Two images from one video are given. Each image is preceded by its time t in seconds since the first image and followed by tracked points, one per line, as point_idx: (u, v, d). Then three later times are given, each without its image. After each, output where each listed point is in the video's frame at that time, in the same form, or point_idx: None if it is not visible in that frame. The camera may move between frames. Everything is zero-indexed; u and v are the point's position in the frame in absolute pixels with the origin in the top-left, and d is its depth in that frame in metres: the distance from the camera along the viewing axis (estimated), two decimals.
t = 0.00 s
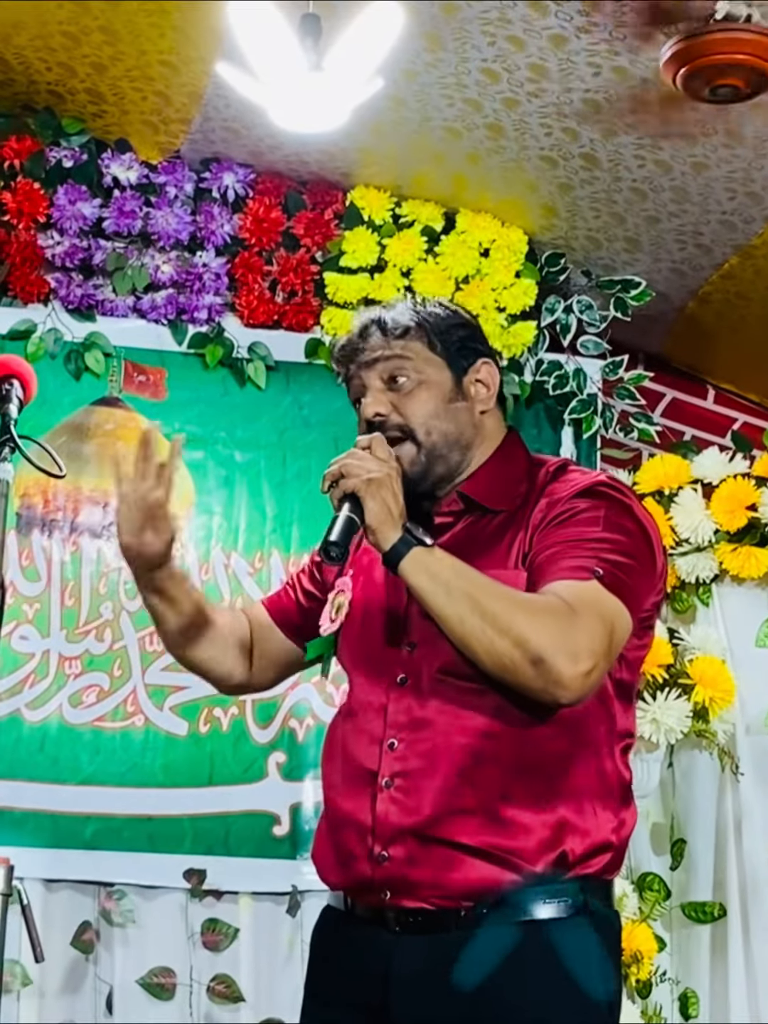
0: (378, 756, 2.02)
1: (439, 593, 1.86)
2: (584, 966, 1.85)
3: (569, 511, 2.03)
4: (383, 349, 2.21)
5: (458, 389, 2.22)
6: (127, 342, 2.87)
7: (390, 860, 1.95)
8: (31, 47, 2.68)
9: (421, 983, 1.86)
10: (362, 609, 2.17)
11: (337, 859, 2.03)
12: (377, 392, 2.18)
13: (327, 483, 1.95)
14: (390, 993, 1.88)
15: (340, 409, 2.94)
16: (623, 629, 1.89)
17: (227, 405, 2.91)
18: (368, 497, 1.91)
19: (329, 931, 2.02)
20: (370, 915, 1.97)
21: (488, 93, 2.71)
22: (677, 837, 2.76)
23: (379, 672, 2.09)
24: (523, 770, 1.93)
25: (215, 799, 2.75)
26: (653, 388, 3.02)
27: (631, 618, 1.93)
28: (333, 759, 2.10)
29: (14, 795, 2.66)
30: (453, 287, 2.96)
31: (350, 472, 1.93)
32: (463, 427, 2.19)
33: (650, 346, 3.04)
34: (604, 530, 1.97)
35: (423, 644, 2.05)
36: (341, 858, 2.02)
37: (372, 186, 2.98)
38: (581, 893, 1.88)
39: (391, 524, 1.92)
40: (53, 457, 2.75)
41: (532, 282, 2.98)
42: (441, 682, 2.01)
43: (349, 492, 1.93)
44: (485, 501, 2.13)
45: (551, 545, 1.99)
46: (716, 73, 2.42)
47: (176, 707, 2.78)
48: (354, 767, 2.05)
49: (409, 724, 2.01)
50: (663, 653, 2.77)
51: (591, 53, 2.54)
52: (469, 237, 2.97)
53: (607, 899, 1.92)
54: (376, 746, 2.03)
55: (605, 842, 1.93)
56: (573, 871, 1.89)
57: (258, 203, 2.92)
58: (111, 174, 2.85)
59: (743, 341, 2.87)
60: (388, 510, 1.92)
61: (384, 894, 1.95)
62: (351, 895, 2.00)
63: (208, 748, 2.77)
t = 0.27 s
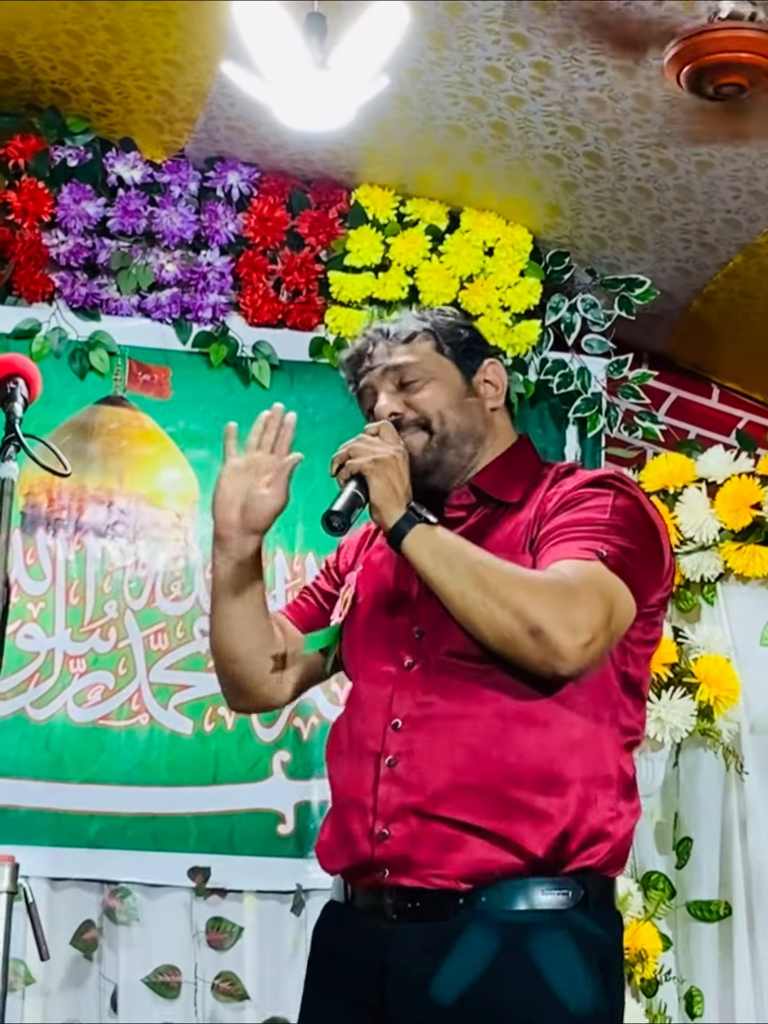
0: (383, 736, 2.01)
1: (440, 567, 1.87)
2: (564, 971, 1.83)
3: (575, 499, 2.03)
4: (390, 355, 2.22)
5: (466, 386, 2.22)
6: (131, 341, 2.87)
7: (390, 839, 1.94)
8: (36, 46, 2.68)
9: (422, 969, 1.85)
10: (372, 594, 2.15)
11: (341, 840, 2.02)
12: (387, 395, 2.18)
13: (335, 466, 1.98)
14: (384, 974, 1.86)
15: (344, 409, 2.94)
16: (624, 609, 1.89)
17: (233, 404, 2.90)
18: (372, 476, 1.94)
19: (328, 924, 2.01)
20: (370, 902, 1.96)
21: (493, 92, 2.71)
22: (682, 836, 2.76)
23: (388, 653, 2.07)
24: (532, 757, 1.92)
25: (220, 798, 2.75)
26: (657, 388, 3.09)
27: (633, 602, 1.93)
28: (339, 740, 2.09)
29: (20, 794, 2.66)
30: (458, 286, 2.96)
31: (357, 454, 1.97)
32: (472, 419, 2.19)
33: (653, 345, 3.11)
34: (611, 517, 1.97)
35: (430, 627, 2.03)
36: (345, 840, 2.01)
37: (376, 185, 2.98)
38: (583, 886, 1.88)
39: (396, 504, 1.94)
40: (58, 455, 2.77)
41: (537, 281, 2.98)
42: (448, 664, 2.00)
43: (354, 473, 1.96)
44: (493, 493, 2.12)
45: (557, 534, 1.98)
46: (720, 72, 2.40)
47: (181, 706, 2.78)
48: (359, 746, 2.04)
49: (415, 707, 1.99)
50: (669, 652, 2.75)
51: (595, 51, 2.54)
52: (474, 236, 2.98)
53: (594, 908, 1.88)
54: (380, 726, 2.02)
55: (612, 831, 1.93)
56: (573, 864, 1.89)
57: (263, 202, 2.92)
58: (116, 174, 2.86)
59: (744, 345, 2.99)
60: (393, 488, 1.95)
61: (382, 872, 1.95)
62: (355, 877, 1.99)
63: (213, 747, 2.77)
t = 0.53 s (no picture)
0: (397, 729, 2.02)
1: (448, 558, 1.90)
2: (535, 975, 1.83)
3: (588, 494, 2.04)
4: (413, 358, 2.26)
5: (484, 394, 2.26)
6: (138, 338, 2.87)
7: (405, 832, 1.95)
8: (43, 43, 2.68)
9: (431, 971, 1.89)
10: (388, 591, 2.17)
11: (358, 835, 2.03)
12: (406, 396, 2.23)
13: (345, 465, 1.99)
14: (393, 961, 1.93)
15: (350, 405, 2.96)
16: (635, 598, 1.90)
17: (239, 402, 2.91)
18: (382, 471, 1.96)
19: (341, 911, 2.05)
20: (386, 897, 1.98)
21: (500, 88, 2.70)
22: (690, 832, 2.76)
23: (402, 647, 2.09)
24: (543, 750, 1.93)
25: (227, 794, 2.76)
26: (664, 384, 3.17)
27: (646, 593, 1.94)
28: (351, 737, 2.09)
29: (28, 790, 2.67)
30: (464, 283, 2.95)
31: (366, 450, 1.99)
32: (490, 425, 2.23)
33: (661, 341, 3.17)
34: (620, 512, 1.99)
35: (442, 621, 2.06)
36: (360, 834, 2.03)
37: (383, 182, 2.99)
38: (598, 883, 1.88)
39: (405, 499, 1.96)
40: (66, 452, 2.76)
41: (543, 277, 2.98)
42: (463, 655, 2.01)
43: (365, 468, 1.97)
44: (503, 492, 2.16)
45: (566, 528, 2.00)
46: (728, 67, 2.41)
47: (188, 702, 2.78)
48: (373, 743, 2.04)
49: (426, 698, 2.01)
50: (675, 648, 2.76)
51: (603, 47, 2.54)
52: (480, 233, 2.98)
53: (531, 937, 1.84)
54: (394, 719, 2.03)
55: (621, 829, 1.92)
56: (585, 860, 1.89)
57: (269, 199, 2.92)
58: (123, 170, 2.85)
59: (748, 343, 3.11)
60: (402, 485, 1.97)
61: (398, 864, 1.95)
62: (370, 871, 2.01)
63: (220, 744, 2.78)
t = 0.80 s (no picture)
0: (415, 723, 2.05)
1: (477, 543, 1.93)
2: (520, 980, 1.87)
3: (609, 499, 2.08)
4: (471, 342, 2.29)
5: (529, 394, 2.28)
6: (153, 338, 2.94)
7: (422, 824, 1.99)
8: (60, 50, 2.75)
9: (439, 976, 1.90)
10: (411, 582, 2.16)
11: (376, 823, 2.06)
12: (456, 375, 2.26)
13: (386, 440, 2.02)
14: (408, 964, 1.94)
15: (360, 403, 3.01)
16: (649, 603, 1.95)
17: (252, 400, 2.97)
18: (421, 451, 2.00)
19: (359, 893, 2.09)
20: (403, 887, 2.00)
21: (506, 94, 2.77)
22: (692, 820, 2.83)
23: (421, 640, 2.10)
24: (554, 747, 1.99)
25: (240, 782, 2.84)
26: (665, 382, 3.16)
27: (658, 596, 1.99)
28: (370, 724, 2.12)
29: (46, 779, 2.74)
30: (470, 285, 3.03)
31: (406, 428, 2.03)
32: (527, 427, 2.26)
33: (662, 341, 3.16)
34: (640, 517, 2.04)
35: (464, 617, 2.07)
36: (377, 824, 2.06)
37: (391, 186, 3.05)
38: (607, 875, 1.92)
39: (440, 479, 2.00)
40: (83, 448, 2.84)
41: (548, 279, 3.05)
42: (485, 653, 2.04)
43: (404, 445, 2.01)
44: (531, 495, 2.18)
45: (587, 531, 2.05)
46: (732, 72, 2.51)
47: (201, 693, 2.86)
48: (394, 735, 2.07)
49: (446, 694, 2.04)
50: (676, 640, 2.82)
51: (606, 54, 2.61)
52: (486, 236, 3.05)
53: (519, 954, 1.87)
54: (413, 713, 2.06)
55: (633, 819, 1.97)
56: (593, 853, 1.94)
57: (280, 202, 2.99)
58: (138, 175, 2.93)
59: (747, 343, 3.11)
60: (438, 465, 2.00)
61: (415, 855, 1.99)
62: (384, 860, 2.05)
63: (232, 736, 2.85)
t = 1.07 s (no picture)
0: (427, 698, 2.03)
1: (529, 513, 1.96)
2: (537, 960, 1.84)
3: (624, 499, 2.14)
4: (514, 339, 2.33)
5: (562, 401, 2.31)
6: (160, 338, 3.00)
7: (437, 795, 1.96)
8: (70, 55, 2.81)
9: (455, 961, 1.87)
10: (418, 570, 2.17)
11: (385, 804, 2.02)
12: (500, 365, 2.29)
13: (446, 402, 2.09)
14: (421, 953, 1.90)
15: (364, 402, 3.05)
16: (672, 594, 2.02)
17: (257, 400, 3.03)
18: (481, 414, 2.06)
19: (360, 891, 2.06)
20: (408, 872, 1.98)
21: (508, 98, 2.83)
22: (691, 812, 2.89)
23: (432, 622, 2.09)
24: (565, 726, 1.97)
25: (247, 773, 2.88)
26: (664, 382, 3.13)
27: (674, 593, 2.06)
28: (380, 705, 2.10)
29: (55, 770, 2.79)
30: (473, 286, 3.09)
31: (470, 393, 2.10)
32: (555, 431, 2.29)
33: (662, 341, 3.15)
34: (656, 517, 2.09)
35: (474, 597, 2.08)
36: (388, 804, 2.01)
37: (395, 188, 3.10)
38: (609, 860, 1.92)
39: (499, 443, 2.05)
40: (93, 445, 2.90)
41: (548, 280, 3.11)
42: (498, 632, 2.04)
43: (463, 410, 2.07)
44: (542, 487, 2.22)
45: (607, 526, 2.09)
46: (729, 77, 2.54)
47: (208, 686, 2.91)
48: (407, 711, 2.05)
49: (461, 670, 2.03)
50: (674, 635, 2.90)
51: (606, 59, 2.66)
52: (488, 237, 3.10)
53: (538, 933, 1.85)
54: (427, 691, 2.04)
55: (632, 809, 1.96)
56: (597, 838, 1.93)
57: (286, 205, 3.04)
58: (146, 178, 2.98)
59: (748, 342, 2.99)
60: (499, 427, 2.06)
61: (429, 827, 1.95)
62: (394, 839, 2.00)
63: (239, 728, 2.90)
